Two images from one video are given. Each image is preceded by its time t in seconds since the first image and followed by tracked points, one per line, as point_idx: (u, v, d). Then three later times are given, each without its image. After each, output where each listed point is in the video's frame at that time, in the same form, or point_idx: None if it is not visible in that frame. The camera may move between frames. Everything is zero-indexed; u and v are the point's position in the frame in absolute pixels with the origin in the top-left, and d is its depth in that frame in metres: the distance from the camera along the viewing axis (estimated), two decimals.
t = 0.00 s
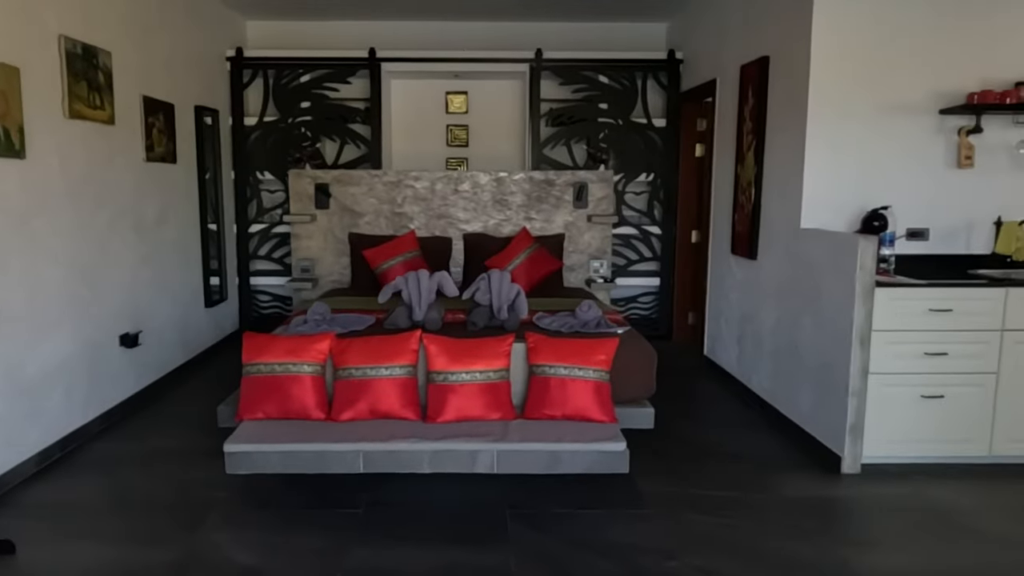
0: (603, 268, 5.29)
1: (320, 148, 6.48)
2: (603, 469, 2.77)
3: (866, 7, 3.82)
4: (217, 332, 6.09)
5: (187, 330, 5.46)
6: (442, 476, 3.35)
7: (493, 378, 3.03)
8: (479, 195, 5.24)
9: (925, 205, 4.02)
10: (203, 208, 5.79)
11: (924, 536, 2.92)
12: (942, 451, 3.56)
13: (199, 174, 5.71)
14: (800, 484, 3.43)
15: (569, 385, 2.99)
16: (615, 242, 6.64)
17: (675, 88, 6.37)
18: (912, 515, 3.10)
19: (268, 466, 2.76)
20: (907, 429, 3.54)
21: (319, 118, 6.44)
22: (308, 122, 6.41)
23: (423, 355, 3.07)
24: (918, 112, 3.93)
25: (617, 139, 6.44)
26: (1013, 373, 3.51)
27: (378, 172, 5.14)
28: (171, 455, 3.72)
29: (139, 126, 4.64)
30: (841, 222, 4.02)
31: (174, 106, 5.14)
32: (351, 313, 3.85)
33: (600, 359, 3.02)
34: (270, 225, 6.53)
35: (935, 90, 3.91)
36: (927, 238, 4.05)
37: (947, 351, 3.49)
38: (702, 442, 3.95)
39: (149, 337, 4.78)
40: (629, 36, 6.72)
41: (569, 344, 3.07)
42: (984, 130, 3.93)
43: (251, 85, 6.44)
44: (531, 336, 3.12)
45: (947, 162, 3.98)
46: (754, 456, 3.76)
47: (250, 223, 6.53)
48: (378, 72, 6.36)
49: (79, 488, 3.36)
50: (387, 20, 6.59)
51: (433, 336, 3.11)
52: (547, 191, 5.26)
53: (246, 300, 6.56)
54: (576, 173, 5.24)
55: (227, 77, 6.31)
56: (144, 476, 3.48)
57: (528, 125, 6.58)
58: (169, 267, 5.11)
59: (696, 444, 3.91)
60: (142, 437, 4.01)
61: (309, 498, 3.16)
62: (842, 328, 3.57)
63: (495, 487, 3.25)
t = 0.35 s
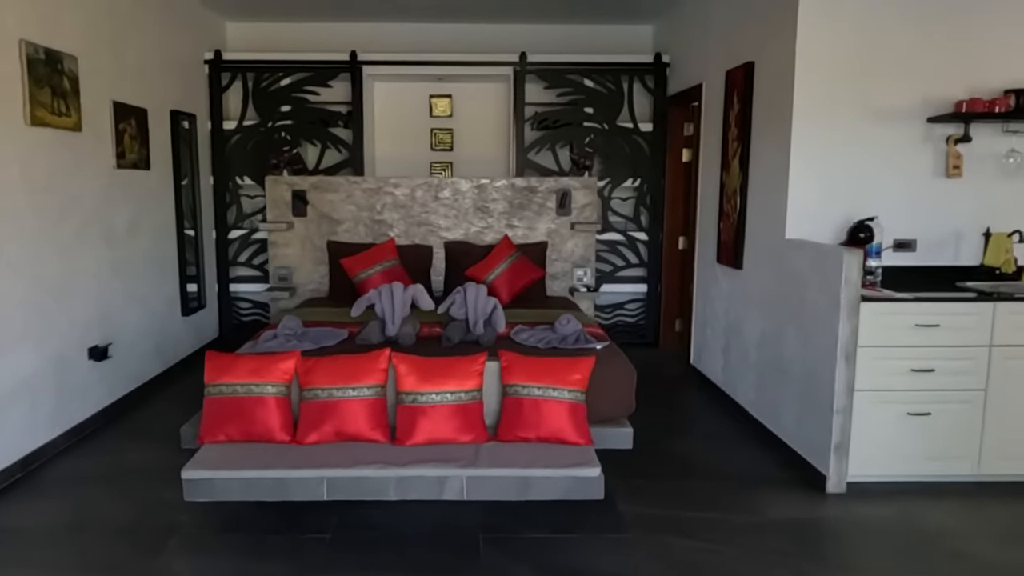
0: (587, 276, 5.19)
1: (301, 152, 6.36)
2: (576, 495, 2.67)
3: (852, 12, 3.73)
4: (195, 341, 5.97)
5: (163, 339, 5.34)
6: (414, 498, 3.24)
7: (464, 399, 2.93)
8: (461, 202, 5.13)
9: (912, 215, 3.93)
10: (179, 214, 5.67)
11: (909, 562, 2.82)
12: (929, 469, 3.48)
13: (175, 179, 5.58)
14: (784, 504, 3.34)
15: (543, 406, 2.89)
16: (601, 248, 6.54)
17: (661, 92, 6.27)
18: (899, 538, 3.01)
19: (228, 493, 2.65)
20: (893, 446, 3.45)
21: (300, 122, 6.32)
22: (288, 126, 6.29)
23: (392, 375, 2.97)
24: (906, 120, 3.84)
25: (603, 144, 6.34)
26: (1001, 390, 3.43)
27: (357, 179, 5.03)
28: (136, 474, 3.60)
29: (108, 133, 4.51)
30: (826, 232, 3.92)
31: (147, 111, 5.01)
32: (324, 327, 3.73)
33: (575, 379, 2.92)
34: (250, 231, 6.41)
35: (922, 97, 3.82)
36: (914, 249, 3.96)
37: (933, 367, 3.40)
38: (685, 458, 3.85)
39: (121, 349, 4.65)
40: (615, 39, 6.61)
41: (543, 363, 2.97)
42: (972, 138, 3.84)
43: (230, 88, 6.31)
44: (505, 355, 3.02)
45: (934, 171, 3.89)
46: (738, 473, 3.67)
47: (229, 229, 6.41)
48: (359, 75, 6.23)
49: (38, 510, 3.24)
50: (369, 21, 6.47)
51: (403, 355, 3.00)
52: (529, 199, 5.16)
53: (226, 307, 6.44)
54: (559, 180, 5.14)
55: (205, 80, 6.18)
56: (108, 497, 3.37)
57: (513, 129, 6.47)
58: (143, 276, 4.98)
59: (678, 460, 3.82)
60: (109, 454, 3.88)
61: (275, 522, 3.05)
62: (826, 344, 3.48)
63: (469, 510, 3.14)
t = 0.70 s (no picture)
0: (576, 287, 5.08)
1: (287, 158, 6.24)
2: (556, 528, 2.56)
3: (846, 21, 3.62)
4: (178, 351, 5.85)
5: (144, 351, 5.22)
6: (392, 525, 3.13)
7: (442, 426, 2.82)
8: (447, 212, 5.02)
9: (908, 229, 3.82)
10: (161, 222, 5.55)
11: None
12: (924, 492, 3.37)
13: (157, 187, 5.46)
14: (774, 530, 3.23)
15: (523, 432, 2.78)
16: (592, 256, 6.43)
17: (654, 98, 6.16)
18: (893, 568, 2.91)
19: (194, 526, 2.55)
20: (887, 470, 3.35)
21: (286, 128, 6.20)
22: (274, 132, 6.18)
23: (367, 399, 2.86)
24: (901, 132, 3.73)
25: (594, 150, 6.24)
26: (998, 412, 3.33)
27: (341, 188, 4.92)
28: (108, 497, 3.49)
29: (84, 141, 4.40)
30: (819, 247, 3.82)
31: (126, 118, 4.89)
32: (301, 344, 3.62)
33: (557, 405, 2.81)
34: (235, 238, 6.29)
35: (918, 108, 3.71)
36: (909, 264, 3.85)
37: (928, 389, 3.30)
38: (674, 479, 3.75)
39: (98, 363, 4.54)
40: (607, 43, 6.50)
41: (524, 388, 2.86)
42: (969, 150, 3.74)
43: (214, 93, 6.19)
44: (485, 379, 2.91)
45: (930, 183, 3.79)
46: (727, 495, 3.56)
47: (214, 236, 6.29)
48: (346, 80, 6.11)
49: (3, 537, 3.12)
50: (356, 25, 6.35)
51: (379, 379, 2.89)
52: (517, 208, 5.05)
53: (211, 316, 6.32)
54: (547, 189, 5.03)
55: (189, 84, 6.05)
56: (76, 522, 3.25)
57: (503, 135, 6.36)
58: (122, 287, 4.87)
59: (667, 481, 3.71)
60: (81, 475, 3.77)
61: (247, 551, 2.94)
62: (818, 363, 3.37)
63: (448, 538, 3.03)
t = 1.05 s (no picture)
0: (565, 293, 4.96)
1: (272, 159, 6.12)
2: (532, 556, 2.45)
3: (841, 21, 3.49)
4: (161, 356, 5.73)
5: (124, 356, 5.11)
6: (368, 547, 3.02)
7: (416, 446, 2.70)
8: (433, 216, 4.90)
9: (904, 238, 3.70)
10: (142, 225, 5.42)
11: None
12: (919, 512, 3.26)
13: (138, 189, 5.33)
14: (763, 551, 3.12)
15: (501, 454, 2.67)
16: (585, 259, 6.31)
17: (647, 98, 6.03)
18: None
19: (154, 553, 2.43)
20: (882, 488, 3.23)
21: (271, 128, 6.08)
22: (259, 132, 6.05)
23: (338, 418, 2.74)
24: (898, 136, 3.60)
25: (586, 151, 6.11)
26: (997, 429, 3.21)
27: (324, 192, 4.80)
28: (75, 515, 3.37)
29: (57, 144, 4.27)
30: (813, 256, 3.70)
31: (103, 119, 4.77)
32: (276, 356, 3.49)
33: (537, 425, 2.70)
34: (219, 240, 6.17)
35: (916, 112, 3.59)
36: (906, 272, 3.73)
37: (923, 406, 3.18)
38: (662, 495, 3.64)
39: (73, 371, 4.42)
40: (600, 41, 6.37)
41: (501, 407, 2.74)
42: (968, 156, 3.61)
43: (198, 92, 6.06)
44: (461, 397, 2.79)
45: (928, 190, 3.66)
46: (716, 513, 3.45)
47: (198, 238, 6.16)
48: (333, 79, 5.99)
49: None
50: (344, 22, 6.21)
51: (351, 397, 2.77)
52: (505, 212, 4.93)
53: (195, 320, 6.20)
54: (536, 193, 4.91)
55: (172, 84, 5.92)
56: (40, 542, 3.14)
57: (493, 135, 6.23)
58: (99, 292, 4.75)
59: (654, 498, 3.60)
60: (51, 490, 3.66)
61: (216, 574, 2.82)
62: (810, 378, 3.26)
63: (425, 561, 2.92)
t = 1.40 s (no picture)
0: (558, 297, 4.85)
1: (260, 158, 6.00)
2: None
3: (840, 20, 3.38)
4: (146, 360, 5.62)
5: (107, 361, 5.00)
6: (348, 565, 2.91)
7: (396, 463, 2.59)
8: (422, 217, 4.79)
9: (905, 243, 3.59)
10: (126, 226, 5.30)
11: None
12: (920, 527, 3.16)
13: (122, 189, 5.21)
14: (758, 568, 3.02)
15: (484, 471, 2.57)
16: (579, 260, 6.19)
17: (642, 96, 5.92)
18: None
19: None
20: (880, 503, 3.13)
21: (259, 126, 5.95)
22: (247, 130, 5.93)
23: (315, 434, 2.64)
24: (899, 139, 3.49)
25: (581, 150, 5.99)
26: (1000, 442, 3.11)
27: (310, 193, 4.68)
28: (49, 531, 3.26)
29: (35, 144, 4.15)
30: (811, 261, 3.59)
31: (83, 118, 4.65)
32: (257, 365, 3.38)
33: (521, 441, 2.59)
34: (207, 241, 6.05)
35: (917, 114, 3.48)
36: (906, 279, 3.63)
37: (924, 418, 3.08)
38: (655, 508, 3.54)
39: (52, 377, 4.31)
40: (594, 38, 6.25)
41: (485, 422, 2.64)
42: (971, 159, 3.50)
43: (185, 90, 5.94)
44: (443, 411, 2.69)
45: (929, 194, 3.56)
46: (710, 527, 3.35)
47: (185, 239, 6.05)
48: (322, 76, 5.86)
49: None
50: (333, 18, 6.09)
51: (329, 412, 2.67)
52: (496, 214, 4.81)
53: (182, 322, 6.09)
54: (527, 194, 4.80)
55: (158, 81, 5.80)
56: (10, 560, 3.04)
57: (486, 134, 6.11)
58: (80, 296, 4.63)
59: (646, 510, 3.50)
60: (26, 502, 3.55)
61: None
62: (807, 389, 3.15)
63: None
